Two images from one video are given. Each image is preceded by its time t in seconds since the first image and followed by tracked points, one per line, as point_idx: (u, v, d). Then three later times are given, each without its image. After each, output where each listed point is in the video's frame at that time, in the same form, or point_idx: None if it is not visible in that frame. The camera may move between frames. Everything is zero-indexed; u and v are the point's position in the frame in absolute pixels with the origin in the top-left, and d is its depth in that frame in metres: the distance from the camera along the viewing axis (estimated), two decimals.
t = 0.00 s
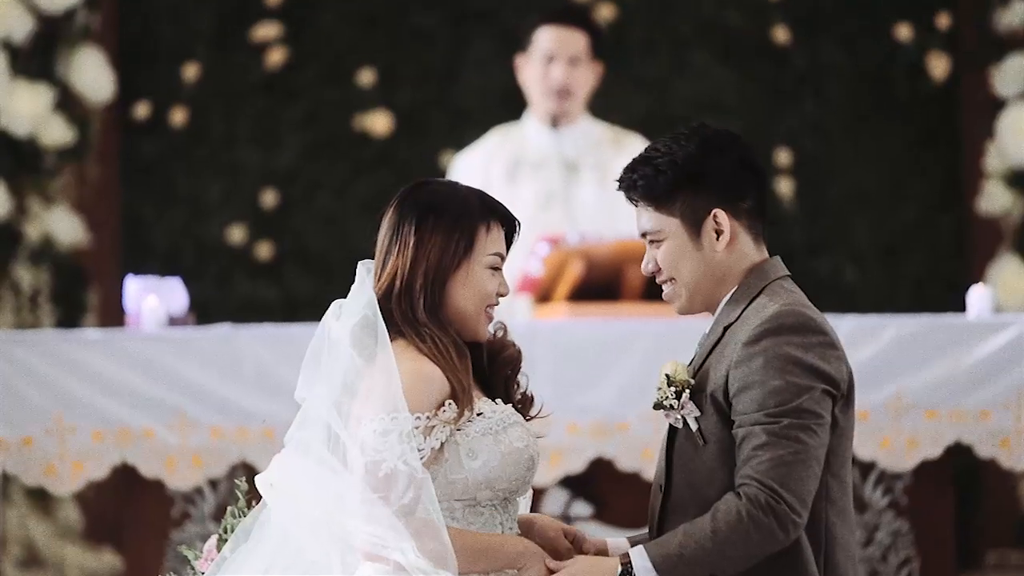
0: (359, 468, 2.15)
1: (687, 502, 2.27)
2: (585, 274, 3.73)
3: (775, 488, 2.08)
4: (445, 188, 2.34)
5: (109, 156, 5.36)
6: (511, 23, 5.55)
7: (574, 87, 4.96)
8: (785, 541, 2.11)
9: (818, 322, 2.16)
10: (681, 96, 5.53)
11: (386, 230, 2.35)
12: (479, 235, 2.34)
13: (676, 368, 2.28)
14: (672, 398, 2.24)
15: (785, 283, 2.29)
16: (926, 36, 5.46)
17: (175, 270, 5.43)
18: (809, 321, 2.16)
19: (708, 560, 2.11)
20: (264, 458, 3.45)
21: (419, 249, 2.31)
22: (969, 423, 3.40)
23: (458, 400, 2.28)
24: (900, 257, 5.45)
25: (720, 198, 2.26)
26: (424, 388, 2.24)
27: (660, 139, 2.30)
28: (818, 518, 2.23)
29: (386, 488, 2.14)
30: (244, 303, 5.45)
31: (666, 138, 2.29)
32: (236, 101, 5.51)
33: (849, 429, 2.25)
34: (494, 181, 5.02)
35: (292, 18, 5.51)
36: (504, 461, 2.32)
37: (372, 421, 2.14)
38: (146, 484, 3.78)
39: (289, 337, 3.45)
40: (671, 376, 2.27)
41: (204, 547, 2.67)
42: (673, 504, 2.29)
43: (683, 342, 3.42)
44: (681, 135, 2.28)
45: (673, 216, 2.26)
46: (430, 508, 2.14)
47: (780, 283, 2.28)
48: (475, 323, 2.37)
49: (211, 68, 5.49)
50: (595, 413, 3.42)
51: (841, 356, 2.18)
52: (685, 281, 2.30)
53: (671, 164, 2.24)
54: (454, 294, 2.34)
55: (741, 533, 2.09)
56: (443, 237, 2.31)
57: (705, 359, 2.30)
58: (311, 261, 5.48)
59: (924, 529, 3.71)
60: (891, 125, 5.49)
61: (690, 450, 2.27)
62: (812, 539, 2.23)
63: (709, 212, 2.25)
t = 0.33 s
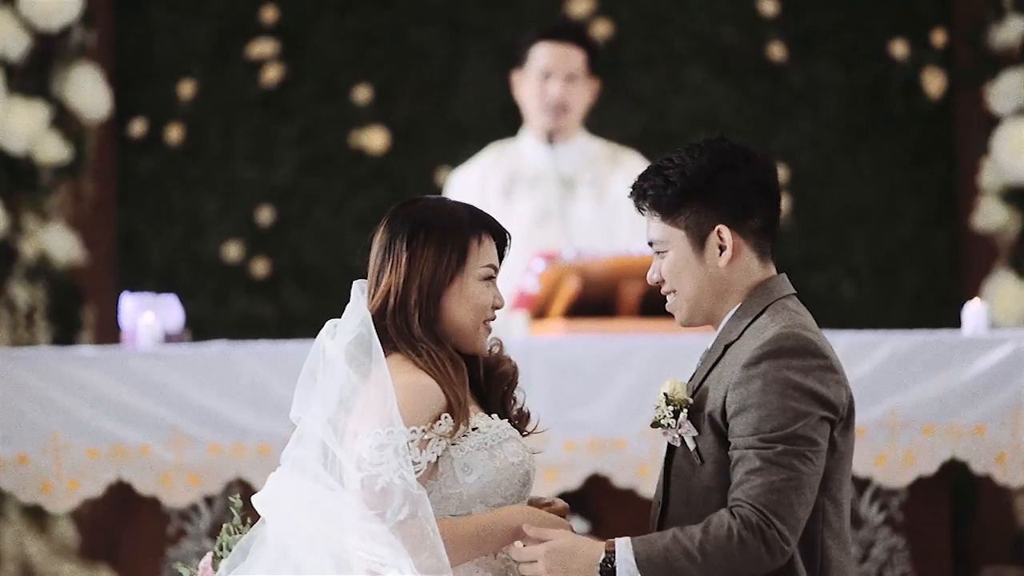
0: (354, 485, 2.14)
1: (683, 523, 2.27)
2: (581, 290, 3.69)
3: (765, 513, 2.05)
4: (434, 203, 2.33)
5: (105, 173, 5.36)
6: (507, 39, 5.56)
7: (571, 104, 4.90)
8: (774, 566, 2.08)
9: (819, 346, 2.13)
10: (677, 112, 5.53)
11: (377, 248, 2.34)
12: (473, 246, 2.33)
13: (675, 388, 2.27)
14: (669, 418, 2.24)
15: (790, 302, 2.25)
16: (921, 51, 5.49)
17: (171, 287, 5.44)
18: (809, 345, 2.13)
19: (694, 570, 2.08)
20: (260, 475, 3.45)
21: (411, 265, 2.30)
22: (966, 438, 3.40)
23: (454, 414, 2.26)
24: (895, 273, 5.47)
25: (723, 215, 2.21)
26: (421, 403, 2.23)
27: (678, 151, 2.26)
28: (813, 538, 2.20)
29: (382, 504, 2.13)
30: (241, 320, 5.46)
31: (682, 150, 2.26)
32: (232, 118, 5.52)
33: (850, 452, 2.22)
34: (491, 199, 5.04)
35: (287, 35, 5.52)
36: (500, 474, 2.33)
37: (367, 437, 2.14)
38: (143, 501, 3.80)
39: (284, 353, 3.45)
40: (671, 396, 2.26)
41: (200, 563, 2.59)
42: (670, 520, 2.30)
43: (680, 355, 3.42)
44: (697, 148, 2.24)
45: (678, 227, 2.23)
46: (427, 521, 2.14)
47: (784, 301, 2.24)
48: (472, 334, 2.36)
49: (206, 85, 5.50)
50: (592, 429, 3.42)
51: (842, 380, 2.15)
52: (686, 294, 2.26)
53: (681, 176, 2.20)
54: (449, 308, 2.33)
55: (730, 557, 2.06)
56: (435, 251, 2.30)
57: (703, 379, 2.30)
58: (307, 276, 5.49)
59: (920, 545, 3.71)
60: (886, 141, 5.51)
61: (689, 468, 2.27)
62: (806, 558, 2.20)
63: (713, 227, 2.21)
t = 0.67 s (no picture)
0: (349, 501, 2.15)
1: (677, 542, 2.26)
2: (578, 301, 3.67)
3: (736, 523, 2.03)
4: (419, 213, 2.33)
5: (102, 184, 5.38)
6: (504, 51, 5.56)
7: (569, 116, 4.91)
8: None
9: (817, 368, 2.11)
10: (674, 123, 5.54)
11: (364, 262, 2.34)
12: (457, 255, 2.33)
13: (677, 400, 2.27)
14: (668, 430, 2.23)
15: (795, 317, 2.24)
16: (918, 63, 5.50)
17: (167, 298, 5.45)
18: (807, 364, 2.12)
19: (655, 557, 2.06)
20: (257, 487, 3.45)
21: (397, 277, 2.30)
22: (962, 450, 3.40)
23: (454, 426, 2.24)
24: (893, 284, 5.47)
25: (728, 227, 2.20)
26: (419, 417, 2.21)
27: (688, 161, 2.25)
28: (807, 558, 2.16)
29: (381, 522, 2.13)
30: (238, 332, 5.46)
31: (692, 160, 2.24)
32: (229, 130, 5.52)
33: (849, 474, 2.18)
34: (487, 212, 5.06)
35: (285, 47, 5.52)
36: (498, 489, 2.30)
37: (369, 454, 2.13)
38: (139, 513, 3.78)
39: (280, 365, 3.44)
40: (671, 408, 2.26)
41: None
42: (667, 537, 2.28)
43: (677, 364, 3.41)
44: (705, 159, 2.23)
45: (683, 237, 2.22)
46: (427, 539, 2.14)
47: (790, 316, 2.23)
48: (465, 341, 2.37)
49: (203, 96, 5.50)
50: (589, 440, 3.43)
51: (840, 403, 2.13)
52: (688, 305, 2.24)
53: (687, 185, 2.20)
54: (437, 317, 2.33)
55: (695, 563, 2.04)
56: (419, 261, 2.30)
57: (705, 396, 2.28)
58: (303, 287, 5.49)
59: (917, 558, 3.71)
60: (883, 153, 5.51)
61: (686, 484, 2.26)
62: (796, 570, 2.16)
63: (716, 240, 2.20)
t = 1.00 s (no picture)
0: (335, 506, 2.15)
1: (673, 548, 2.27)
2: (576, 305, 3.67)
3: (712, 532, 2.05)
4: (406, 217, 2.32)
5: (100, 188, 5.38)
6: (502, 54, 5.55)
7: (567, 118, 4.90)
8: None
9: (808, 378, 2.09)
10: (672, 127, 5.54)
11: (352, 265, 2.34)
12: (445, 258, 2.33)
13: (672, 409, 2.28)
14: (663, 438, 2.24)
15: (793, 323, 2.23)
16: (916, 66, 5.49)
17: (166, 301, 5.46)
18: (799, 373, 2.10)
19: (632, 565, 2.10)
20: (254, 490, 3.45)
21: (383, 280, 2.30)
22: (959, 454, 3.40)
23: (443, 430, 2.25)
24: (892, 287, 5.48)
25: (728, 230, 2.19)
26: (409, 423, 2.21)
27: (694, 164, 2.24)
28: (803, 567, 2.15)
29: (369, 529, 2.13)
30: (236, 335, 5.47)
31: (697, 163, 2.23)
32: (227, 133, 5.52)
33: (845, 481, 2.17)
34: (484, 216, 5.06)
35: (282, 50, 5.52)
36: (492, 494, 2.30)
37: (358, 459, 2.13)
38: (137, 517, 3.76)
39: (277, 368, 3.43)
40: (666, 417, 2.27)
41: None
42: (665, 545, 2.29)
43: (673, 368, 3.41)
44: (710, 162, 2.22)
45: (684, 238, 2.22)
46: (416, 544, 2.13)
47: (790, 324, 2.22)
48: (453, 344, 2.36)
49: (200, 100, 5.50)
50: (588, 444, 3.42)
51: (832, 414, 2.11)
52: (689, 307, 2.25)
53: (691, 187, 2.20)
54: (424, 320, 2.33)
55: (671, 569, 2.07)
56: (406, 264, 2.30)
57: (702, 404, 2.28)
58: (300, 290, 5.49)
59: (916, 561, 3.71)
60: (881, 156, 5.51)
61: (683, 492, 2.27)
62: None
63: (717, 243, 2.20)
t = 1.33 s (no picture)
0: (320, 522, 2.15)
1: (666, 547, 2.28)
2: (570, 303, 3.66)
3: (673, 522, 2.08)
4: (392, 228, 2.34)
5: (94, 186, 5.38)
6: (497, 52, 5.55)
7: (561, 115, 4.90)
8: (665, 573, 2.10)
9: (791, 377, 2.09)
10: (667, 125, 5.54)
11: (342, 280, 2.37)
12: (433, 267, 2.34)
13: (662, 408, 2.29)
14: (649, 438, 2.26)
15: (783, 322, 2.22)
16: (911, 64, 5.49)
17: (160, 300, 5.46)
18: (782, 371, 2.10)
19: (589, 554, 2.13)
20: (250, 488, 3.44)
21: (372, 293, 2.33)
22: (955, 451, 3.40)
23: (433, 443, 2.26)
24: (888, 285, 5.48)
25: (719, 228, 2.19)
26: (398, 436, 2.23)
27: (686, 161, 2.24)
28: (792, 564, 2.15)
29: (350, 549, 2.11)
30: (232, 333, 5.47)
31: (690, 161, 2.23)
32: (222, 132, 5.52)
33: (833, 479, 2.16)
34: (480, 216, 5.06)
35: (277, 49, 5.53)
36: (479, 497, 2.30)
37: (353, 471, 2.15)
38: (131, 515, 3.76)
39: (273, 366, 3.43)
40: (655, 416, 2.28)
41: None
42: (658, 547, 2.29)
43: (669, 368, 3.40)
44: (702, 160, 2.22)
45: (675, 236, 2.22)
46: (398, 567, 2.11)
47: (780, 320, 2.21)
48: (447, 352, 2.37)
49: (196, 98, 5.50)
50: (583, 443, 3.43)
51: (814, 413, 2.10)
52: (680, 305, 2.25)
53: (683, 185, 2.20)
54: (415, 329, 2.35)
55: (628, 554, 2.10)
56: (394, 275, 2.32)
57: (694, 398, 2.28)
58: (295, 289, 5.49)
59: (912, 559, 3.70)
60: (876, 154, 5.51)
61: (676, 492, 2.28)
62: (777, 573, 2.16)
63: (707, 241, 2.20)
